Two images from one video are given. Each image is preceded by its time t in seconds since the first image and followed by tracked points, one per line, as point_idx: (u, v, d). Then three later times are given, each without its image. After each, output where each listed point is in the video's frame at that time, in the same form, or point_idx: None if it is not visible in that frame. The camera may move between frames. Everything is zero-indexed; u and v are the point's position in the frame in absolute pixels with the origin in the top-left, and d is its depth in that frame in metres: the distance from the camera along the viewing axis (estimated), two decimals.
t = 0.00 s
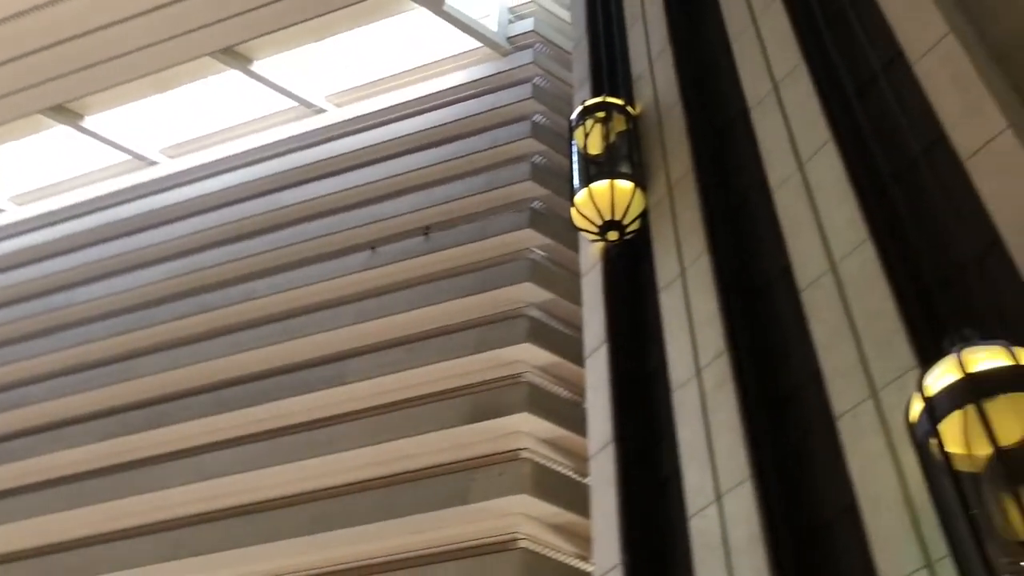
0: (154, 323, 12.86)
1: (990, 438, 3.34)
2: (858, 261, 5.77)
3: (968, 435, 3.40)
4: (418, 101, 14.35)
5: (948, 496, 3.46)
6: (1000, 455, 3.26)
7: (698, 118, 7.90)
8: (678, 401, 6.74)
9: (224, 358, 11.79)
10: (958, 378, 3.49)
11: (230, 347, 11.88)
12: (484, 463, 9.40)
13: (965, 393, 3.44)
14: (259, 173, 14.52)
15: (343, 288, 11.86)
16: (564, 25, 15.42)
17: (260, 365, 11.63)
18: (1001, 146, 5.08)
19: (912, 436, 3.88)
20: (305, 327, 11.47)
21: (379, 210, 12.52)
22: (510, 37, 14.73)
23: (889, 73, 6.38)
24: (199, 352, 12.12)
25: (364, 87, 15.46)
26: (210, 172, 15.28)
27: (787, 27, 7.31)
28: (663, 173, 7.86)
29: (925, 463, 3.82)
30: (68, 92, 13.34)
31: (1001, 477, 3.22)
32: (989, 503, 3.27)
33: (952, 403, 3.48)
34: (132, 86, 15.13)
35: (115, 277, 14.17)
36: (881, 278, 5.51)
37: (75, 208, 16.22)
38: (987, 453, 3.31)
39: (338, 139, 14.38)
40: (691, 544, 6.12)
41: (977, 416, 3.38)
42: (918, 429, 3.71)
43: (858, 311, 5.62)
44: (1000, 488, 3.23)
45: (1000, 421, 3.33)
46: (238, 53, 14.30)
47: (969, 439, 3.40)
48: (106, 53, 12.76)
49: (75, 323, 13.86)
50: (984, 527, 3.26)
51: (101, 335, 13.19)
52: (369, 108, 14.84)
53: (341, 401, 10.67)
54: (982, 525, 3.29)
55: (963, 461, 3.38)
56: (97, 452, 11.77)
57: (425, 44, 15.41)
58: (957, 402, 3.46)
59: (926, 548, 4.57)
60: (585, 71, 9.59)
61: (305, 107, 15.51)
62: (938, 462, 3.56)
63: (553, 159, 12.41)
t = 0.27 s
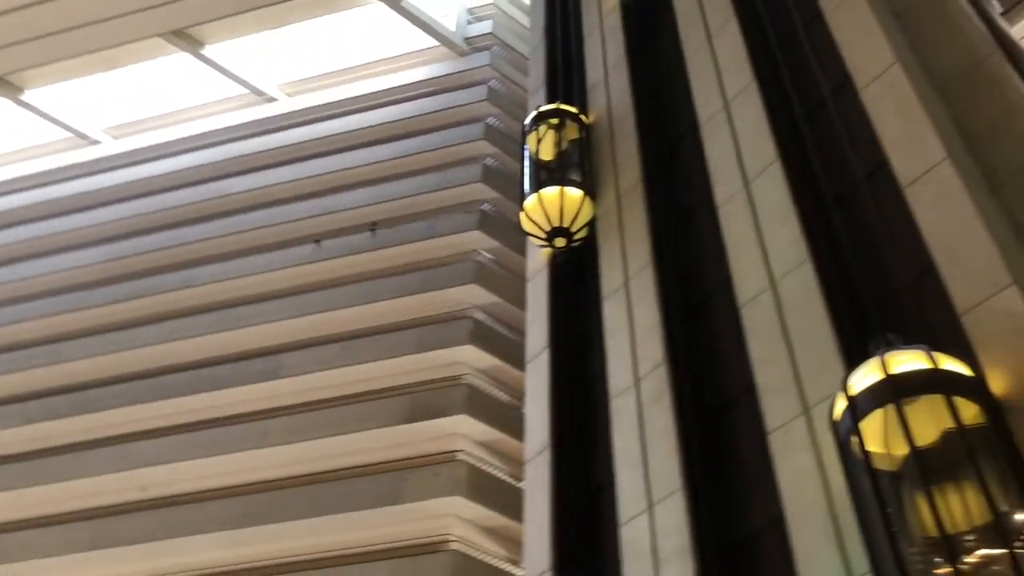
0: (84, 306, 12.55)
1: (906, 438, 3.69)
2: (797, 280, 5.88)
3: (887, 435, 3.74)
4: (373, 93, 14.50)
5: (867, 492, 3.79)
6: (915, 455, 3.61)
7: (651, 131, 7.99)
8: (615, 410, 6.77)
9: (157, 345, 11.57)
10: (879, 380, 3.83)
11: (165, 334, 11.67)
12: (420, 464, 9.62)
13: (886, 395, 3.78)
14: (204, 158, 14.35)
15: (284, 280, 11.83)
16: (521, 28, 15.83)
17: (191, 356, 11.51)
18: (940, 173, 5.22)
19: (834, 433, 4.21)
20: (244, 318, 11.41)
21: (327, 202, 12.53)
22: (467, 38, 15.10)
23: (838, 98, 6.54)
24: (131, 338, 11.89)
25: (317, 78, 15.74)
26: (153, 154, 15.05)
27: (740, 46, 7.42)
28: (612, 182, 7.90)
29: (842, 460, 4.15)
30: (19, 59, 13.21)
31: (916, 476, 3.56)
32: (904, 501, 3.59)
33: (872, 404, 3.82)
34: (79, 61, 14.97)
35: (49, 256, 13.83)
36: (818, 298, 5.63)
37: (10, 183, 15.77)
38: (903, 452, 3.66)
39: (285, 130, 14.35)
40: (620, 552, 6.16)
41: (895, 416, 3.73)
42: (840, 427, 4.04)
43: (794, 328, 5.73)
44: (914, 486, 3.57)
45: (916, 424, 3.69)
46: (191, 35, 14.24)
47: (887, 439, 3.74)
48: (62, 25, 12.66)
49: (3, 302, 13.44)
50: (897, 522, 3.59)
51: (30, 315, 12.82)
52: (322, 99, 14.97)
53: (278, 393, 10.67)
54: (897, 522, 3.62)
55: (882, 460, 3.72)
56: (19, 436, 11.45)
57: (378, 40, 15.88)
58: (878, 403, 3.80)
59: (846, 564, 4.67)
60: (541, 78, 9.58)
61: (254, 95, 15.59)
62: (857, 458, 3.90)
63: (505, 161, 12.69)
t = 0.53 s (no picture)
0: (44, 284, 13.20)
1: (836, 432, 3.96)
2: (744, 292, 5.93)
3: (819, 429, 4.01)
4: (333, 87, 15.18)
5: (799, 485, 4.04)
6: (844, 449, 3.88)
7: (608, 138, 8.03)
8: (559, 414, 6.75)
9: (113, 327, 12.33)
10: (814, 376, 4.11)
11: (123, 316, 12.44)
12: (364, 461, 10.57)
13: (819, 390, 4.05)
14: (159, 142, 14.96)
15: (238, 269, 12.67)
16: (479, 27, 16.65)
17: (151, 340, 12.27)
18: (886, 193, 5.33)
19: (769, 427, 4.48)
20: (201, 306, 12.21)
21: (273, 194, 13.40)
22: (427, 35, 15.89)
23: (791, 115, 6.67)
24: (92, 318, 12.59)
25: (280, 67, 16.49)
26: (114, 134, 15.58)
27: (698, 58, 7.49)
28: (567, 186, 7.89)
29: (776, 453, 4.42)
30: None
31: (845, 470, 3.82)
32: (833, 493, 3.85)
33: (806, 398, 4.08)
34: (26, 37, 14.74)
35: (9, 235, 14.33)
36: (762, 310, 5.69)
37: None
38: (833, 446, 3.93)
39: (243, 117, 15.08)
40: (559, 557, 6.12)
41: (828, 412, 4.00)
42: (775, 419, 4.31)
43: (738, 339, 5.76)
44: (842, 479, 3.83)
45: (846, 420, 3.97)
46: (148, 19, 14.66)
47: (820, 432, 4.01)
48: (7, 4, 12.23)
49: None
50: (826, 514, 3.83)
51: None
52: (283, 88, 15.59)
53: (231, 379, 11.46)
54: (825, 513, 3.86)
55: (814, 453, 3.98)
56: None
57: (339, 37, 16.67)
58: (812, 397, 4.07)
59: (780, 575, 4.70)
60: (500, 79, 9.58)
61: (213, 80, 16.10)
62: (791, 452, 4.16)
63: (460, 160, 13.72)
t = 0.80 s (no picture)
0: None
1: (782, 425, 4.11)
2: (701, 299, 5.97)
3: (767, 421, 4.16)
4: (297, 78, 15.19)
5: (745, 477, 4.19)
6: (790, 441, 4.04)
7: (572, 143, 8.05)
8: (515, 416, 6.74)
9: (66, 315, 12.29)
10: (763, 369, 4.26)
11: (73, 303, 12.40)
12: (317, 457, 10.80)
13: (767, 383, 4.21)
14: (121, 127, 14.82)
15: (195, 258, 12.69)
16: (449, 26, 16.63)
17: (105, 329, 12.29)
18: (843, 208, 5.41)
19: (719, 418, 4.60)
20: (157, 295, 12.29)
21: (237, 184, 13.45)
22: (396, 32, 15.93)
23: (753, 127, 6.76)
24: (42, 305, 12.53)
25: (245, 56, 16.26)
26: (71, 118, 15.34)
27: (665, 67, 7.53)
28: (530, 189, 7.88)
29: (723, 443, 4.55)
30: None
31: (790, 463, 3.98)
32: (778, 485, 4.00)
33: (755, 389, 4.24)
34: None
35: None
36: (718, 319, 5.74)
37: None
38: (779, 438, 4.09)
39: (203, 105, 14.95)
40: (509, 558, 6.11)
41: (775, 404, 4.15)
42: (723, 409, 4.44)
43: (694, 346, 5.80)
44: (787, 471, 3.98)
45: (793, 414, 4.12)
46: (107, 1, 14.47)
47: (767, 424, 4.15)
48: None
49: None
50: (770, 505, 3.98)
51: None
52: (248, 76, 15.48)
53: (185, 369, 11.55)
54: (768, 502, 4.01)
55: (760, 445, 4.14)
56: None
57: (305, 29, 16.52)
58: (760, 389, 4.22)
59: None
60: (469, 79, 9.53)
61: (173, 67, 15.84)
62: (739, 443, 4.31)
63: (425, 158, 13.91)
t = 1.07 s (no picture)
0: None
1: (740, 418, 4.24)
2: (667, 306, 6.00)
3: (725, 415, 4.29)
4: (267, 74, 15.23)
5: (704, 469, 4.28)
6: (746, 434, 4.16)
7: (543, 147, 8.07)
8: (479, 419, 6.72)
9: (33, 306, 12.56)
10: (722, 363, 4.43)
11: (41, 295, 12.65)
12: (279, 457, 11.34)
13: (726, 377, 4.36)
14: (85, 120, 14.74)
15: (162, 253, 13.01)
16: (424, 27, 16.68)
17: (72, 320, 12.65)
18: (808, 220, 5.49)
19: (680, 412, 4.73)
20: (125, 289, 12.56)
21: (200, 179, 13.65)
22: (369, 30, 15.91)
23: (722, 137, 6.84)
24: (9, 295, 12.78)
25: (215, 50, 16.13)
26: (36, 107, 15.23)
27: (637, 75, 7.56)
28: (500, 192, 7.86)
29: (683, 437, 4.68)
30: None
31: (746, 455, 4.09)
32: (735, 478, 4.10)
33: (715, 382, 4.39)
34: None
35: None
36: (683, 326, 5.78)
37: None
38: (736, 431, 4.22)
39: (166, 100, 15.03)
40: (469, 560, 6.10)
41: (733, 397, 4.29)
42: (683, 404, 4.60)
43: (659, 352, 5.84)
44: (743, 464, 4.09)
45: (750, 408, 4.26)
46: None
47: (725, 418, 4.29)
48: None
49: None
50: (727, 496, 4.06)
51: None
52: (219, 72, 15.44)
53: (151, 364, 11.92)
54: (725, 493, 4.08)
55: (717, 437, 4.27)
56: None
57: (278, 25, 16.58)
58: (719, 383, 4.38)
59: None
60: (441, 79, 9.57)
61: (141, 60, 15.51)
62: (698, 437, 4.43)
63: (395, 158, 14.16)
